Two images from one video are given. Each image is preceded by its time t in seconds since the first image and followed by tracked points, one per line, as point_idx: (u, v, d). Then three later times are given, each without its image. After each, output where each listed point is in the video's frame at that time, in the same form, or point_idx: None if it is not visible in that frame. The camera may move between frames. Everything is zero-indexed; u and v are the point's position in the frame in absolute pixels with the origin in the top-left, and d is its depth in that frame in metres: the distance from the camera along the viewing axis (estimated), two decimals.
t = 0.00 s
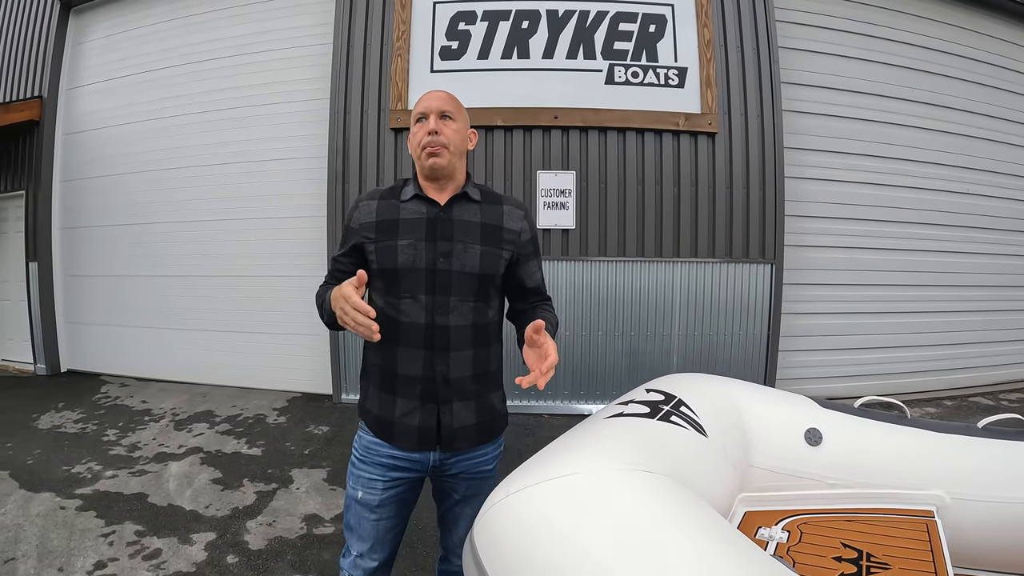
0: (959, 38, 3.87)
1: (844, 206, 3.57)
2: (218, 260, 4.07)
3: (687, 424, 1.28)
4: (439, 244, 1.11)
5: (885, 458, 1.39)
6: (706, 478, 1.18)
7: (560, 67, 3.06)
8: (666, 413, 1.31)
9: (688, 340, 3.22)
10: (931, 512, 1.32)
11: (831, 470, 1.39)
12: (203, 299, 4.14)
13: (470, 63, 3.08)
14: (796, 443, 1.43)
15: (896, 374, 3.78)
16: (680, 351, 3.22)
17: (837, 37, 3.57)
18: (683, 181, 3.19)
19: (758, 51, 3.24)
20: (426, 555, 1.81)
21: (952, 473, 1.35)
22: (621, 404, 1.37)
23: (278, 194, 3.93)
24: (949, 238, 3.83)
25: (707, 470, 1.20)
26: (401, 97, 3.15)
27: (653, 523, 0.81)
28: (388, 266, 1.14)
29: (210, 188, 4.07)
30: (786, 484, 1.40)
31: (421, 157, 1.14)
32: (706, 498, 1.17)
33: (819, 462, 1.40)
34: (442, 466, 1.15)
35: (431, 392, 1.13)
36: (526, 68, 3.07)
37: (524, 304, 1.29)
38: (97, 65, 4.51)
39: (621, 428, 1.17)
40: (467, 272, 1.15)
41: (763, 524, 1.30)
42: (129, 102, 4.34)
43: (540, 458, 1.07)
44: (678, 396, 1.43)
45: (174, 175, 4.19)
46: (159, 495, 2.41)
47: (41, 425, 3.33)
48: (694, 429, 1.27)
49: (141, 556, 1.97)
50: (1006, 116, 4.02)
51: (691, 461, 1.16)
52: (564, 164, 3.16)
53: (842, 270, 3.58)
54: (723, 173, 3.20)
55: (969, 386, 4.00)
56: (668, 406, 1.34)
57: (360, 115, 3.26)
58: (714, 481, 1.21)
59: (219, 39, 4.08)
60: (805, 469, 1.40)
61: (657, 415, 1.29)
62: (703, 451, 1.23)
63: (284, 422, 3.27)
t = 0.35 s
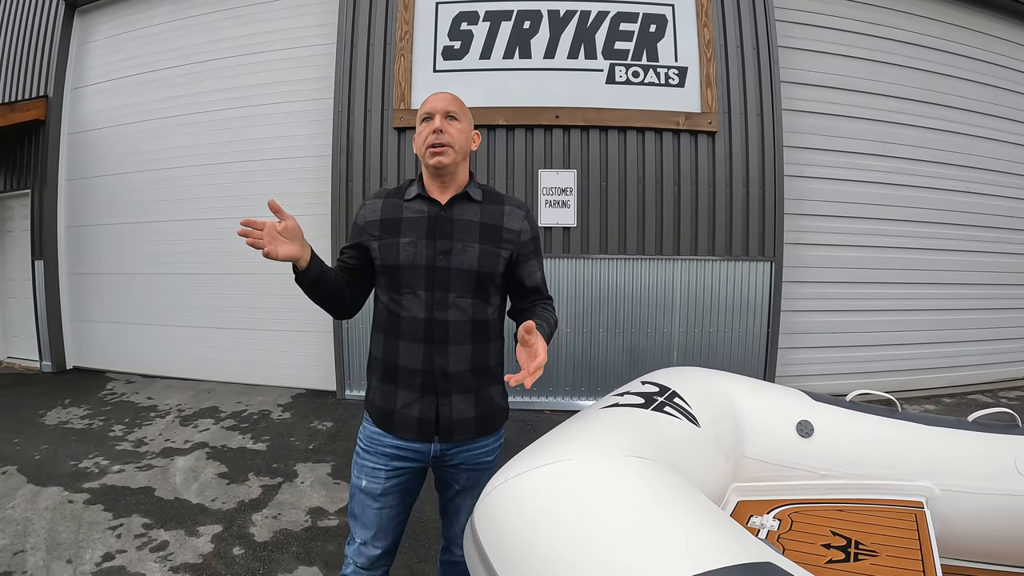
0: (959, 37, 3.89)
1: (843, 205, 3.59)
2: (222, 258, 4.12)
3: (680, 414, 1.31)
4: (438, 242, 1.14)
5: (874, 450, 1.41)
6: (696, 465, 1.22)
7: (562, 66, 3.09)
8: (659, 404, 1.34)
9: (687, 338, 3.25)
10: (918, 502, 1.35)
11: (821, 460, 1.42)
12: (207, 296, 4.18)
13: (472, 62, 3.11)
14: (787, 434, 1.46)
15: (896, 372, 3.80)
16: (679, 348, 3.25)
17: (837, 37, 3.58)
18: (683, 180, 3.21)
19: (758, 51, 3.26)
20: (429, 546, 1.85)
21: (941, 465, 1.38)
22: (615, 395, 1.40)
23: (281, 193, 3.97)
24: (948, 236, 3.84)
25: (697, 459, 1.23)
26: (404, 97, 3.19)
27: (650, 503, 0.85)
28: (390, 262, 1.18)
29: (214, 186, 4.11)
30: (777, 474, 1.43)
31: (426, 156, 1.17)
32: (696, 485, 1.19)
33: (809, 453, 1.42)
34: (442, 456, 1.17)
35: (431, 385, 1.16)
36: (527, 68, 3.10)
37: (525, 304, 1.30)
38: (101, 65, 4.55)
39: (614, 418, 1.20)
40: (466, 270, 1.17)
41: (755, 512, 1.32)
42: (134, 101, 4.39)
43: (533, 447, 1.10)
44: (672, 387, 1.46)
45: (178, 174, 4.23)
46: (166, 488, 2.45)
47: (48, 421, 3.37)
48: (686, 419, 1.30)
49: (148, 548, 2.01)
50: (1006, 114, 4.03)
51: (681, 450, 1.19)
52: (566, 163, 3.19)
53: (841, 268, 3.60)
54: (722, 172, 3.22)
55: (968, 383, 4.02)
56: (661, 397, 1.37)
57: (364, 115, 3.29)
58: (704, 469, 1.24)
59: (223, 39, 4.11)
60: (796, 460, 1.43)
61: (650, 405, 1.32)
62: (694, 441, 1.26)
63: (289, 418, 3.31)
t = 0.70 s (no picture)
0: (958, 36, 3.91)
1: (842, 203, 3.62)
2: (227, 256, 4.16)
3: (673, 404, 1.36)
4: (439, 239, 1.17)
5: (863, 441, 1.45)
6: (688, 453, 1.26)
7: (562, 66, 3.12)
8: (652, 393, 1.38)
9: (687, 334, 3.28)
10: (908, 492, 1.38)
11: (812, 450, 1.46)
12: (212, 294, 4.23)
13: (474, 63, 3.15)
14: (778, 425, 1.50)
15: (895, 369, 3.82)
16: (679, 345, 3.28)
17: (837, 36, 3.61)
18: (684, 179, 3.24)
19: (758, 51, 3.29)
20: (432, 536, 1.89)
21: (931, 456, 1.40)
22: (610, 385, 1.44)
23: (286, 192, 4.01)
24: (947, 234, 3.86)
25: (689, 447, 1.28)
26: (407, 97, 3.22)
27: (644, 483, 0.89)
28: (394, 259, 1.22)
29: (219, 185, 4.16)
30: (768, 463, 1.48)
31: (431, 157, 1.20)
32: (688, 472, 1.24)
33: (799, 443, 1.47)
34: (444, 445, 1.21)
35: (433, 377, 1.19)
36: (528, 68, 3.13)
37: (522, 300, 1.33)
38: (107, 65, 4.60)
39: (608, 407, 1.24)
40: (466, 266, 1.20)
41: (747, 500, 1.37)
42: (140, 102, 4.44)
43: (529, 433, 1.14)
44: (665, 378, 1.51)
45: (183, 174, 4.28)
46: (174, 482, 2.50)
47: (56, 417, 3.42)
48: (678, 408, 1.35)
49: (157, 539, 2.05)
50: (1005, 113, 4.05)
51: (673, 439, 1.23)
52: (567, 163, 3.23)
53: (840, 265, 3.63)
54: (722, 170, 3.25)
55: (968, 380, 4.05)
56: (654, 387, 1.41)
57: (367, 114, 3.33)
58: (696, 457, 1.28)
59: (227, 40, 4.16)
60: (787, 450, 1.47)
61: (643, 394, 1.36)
62: (686, 429, 1.30)
63: (294, 413, 3.35)
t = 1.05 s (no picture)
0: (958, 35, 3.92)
1: (842, 201, 3.63)
2: (230, 254, 4.20)
3: (664, 396, 1.38)
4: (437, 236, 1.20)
5: (853, 434, 1.47)
6: (680, 444, 1.29)
7: (562, 66, 3.14)
8: (643, 385, 1.40)
9: (687, 331, 3.29)
10: (898, 485, 1.39)
11: (803, 444, 1.48)
12: (215, 292, 4.27)
13: (475, 62, 3.17)
14: (770, 418, 1.52)
15: (895, 367, 3.83)
16: (679, 342, 3.29)
17: (836, 35, 3.61)
18: (683, 178, 3.26)
19: (757, 51, 3.30)
20: (432, 529, 1.91)
21: (921, 449, 1.42)
22: (603, 378, 1.47)
23: (288, 190, 4.05)
24: (947, 233, 3.87)
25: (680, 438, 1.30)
26: (408, 97, 3.25)
27: (636, 471, 0.91)
28: (392, 256, 1.24)
29: (222, 184, 4.20)
30: (759, 456, 1.50)
31: (425, 157, 1.23)
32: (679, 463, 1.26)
33: (790, 436, 1.49)
34: (441, 436, 1.24)
35: (430, 370, 1.22)
36: (529, 68, 3.15)
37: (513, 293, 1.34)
38: (111, 65, 4.64)
39: (601, 397, 1.26)
40: (463, 263, 1.23)
41: (737, 491, 1.39)
42: (143, 102, 4.48)
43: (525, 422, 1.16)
44: (657, 371, 1.54)
45: (186, 173, 4.32)
46: (178, 477, 2.53)
47: (61, 413, 3.46)
48: (669, 400, 1.37)
49: (161, 532, 2.08)
50: (1005, 111, 4.05)
51: (664, 430, 1.25)
52: (567, 162, 3.25)
53: (840, 264, 3.64)
54: (721, 169, 3.27)
55: (967, 378, 4.05)
56: (645, 379, 1.44)
57: (369, 113, 3.36)
58: (687, 448, 1.30)
59: (230, 40, 4.20)
60: (778, 442, 1.49)
61: (634, 386, 1.39)
62: (677, 421, 1.32)
63: (297, 410, 3.38)
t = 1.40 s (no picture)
0: (960, 32, 3.88)
1: (842, 201, 3.61)
2: (229, 254, 4.21)
3: (651, 397, 1.38)
4: (425, 234, 1.20)
5: (844, 436, 1.46)
6: (668, 446, 1.29)
7: (560, 65, 3.14)
8: (630, 386, 1.40)
9: (686, 331, 3.28)
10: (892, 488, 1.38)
11: (794, 445, 1.48)
12: (215, 292, 4.28)
13: (473, 62, 3.17)
14: (760, 420, 1.52)
15: (896, 367, 3.80)
16: (678, 343, 3.28)
17: (837, 33, 3.59)
18: (681, 177, 3.25)
19: (756, 50, 3.29)
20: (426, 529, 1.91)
21: (913, 451, 1.42)
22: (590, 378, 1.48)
23: (287, 190, 4.05)
24: (948, 233, 3.84)
25: (669, 439, 1.30)
26: (406, 97, 3.25)
27: (616, 473, 0.90)
28: (381, 253, 1.23)
29: (222, 184, 4.21)
30: (749, 457, 1.50)
31: (418, 156, 1.22)
32: (666, 465, 1.25)
33: (780, 437, 1.49)
34: (428, 436, 1.23)
35: (416, 368, 1.21)
36: (527, 67, 3.15)
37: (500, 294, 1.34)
38: (112, 66, 4.66)
39: (589, 397, 1.27)
40: (450, 262, 1.22)
41: (726, 494, 1.39)
42: (144, 102, 4.49)
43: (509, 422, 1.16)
44: (646, 372, 1.54)
45: (186, 173, 4.33)
46: (175, 476, 2.53)
47: (61, 412, 3.47)
48: (656, 402, 1.37)
49: (157, 531, 2.08)
50: (1008, 110, 4.02)
51: (651, 432, 1.25)
52: (565, 161, 3.24)
53: (840, 264, 3.61)
54: (721, 169, 3.26)
55: (969, 379, 4.02)
56: (632, 380, 1.44)
57: (367, 113, 3.36)
58: (675, 450, 1.30)
59: (230, 41, 4.21)
60: (768, 443, 1.49)
61: (620, 387, 1.39)
62: (664, 422, 1.32)
63: (295, 410, 3.38)
